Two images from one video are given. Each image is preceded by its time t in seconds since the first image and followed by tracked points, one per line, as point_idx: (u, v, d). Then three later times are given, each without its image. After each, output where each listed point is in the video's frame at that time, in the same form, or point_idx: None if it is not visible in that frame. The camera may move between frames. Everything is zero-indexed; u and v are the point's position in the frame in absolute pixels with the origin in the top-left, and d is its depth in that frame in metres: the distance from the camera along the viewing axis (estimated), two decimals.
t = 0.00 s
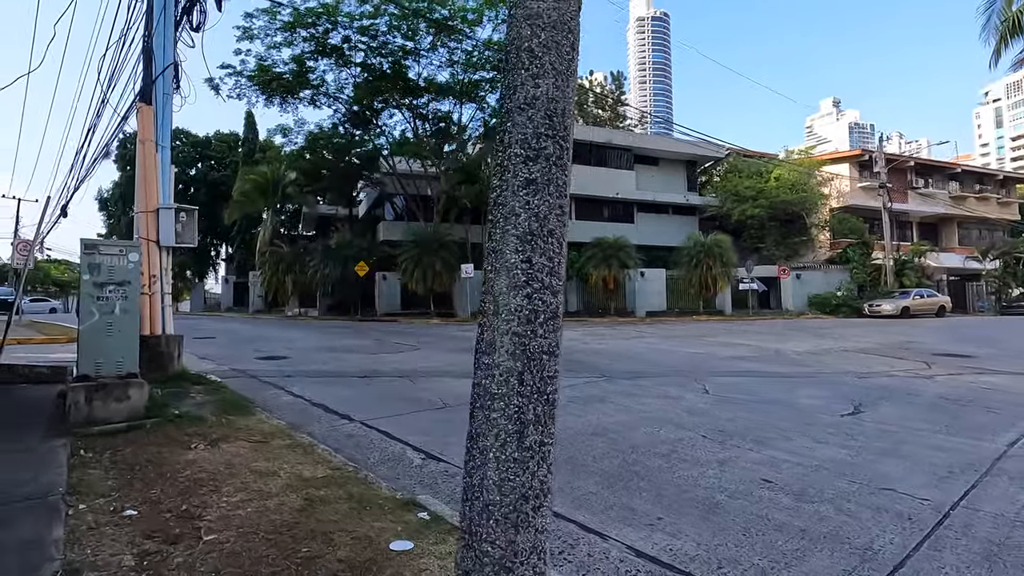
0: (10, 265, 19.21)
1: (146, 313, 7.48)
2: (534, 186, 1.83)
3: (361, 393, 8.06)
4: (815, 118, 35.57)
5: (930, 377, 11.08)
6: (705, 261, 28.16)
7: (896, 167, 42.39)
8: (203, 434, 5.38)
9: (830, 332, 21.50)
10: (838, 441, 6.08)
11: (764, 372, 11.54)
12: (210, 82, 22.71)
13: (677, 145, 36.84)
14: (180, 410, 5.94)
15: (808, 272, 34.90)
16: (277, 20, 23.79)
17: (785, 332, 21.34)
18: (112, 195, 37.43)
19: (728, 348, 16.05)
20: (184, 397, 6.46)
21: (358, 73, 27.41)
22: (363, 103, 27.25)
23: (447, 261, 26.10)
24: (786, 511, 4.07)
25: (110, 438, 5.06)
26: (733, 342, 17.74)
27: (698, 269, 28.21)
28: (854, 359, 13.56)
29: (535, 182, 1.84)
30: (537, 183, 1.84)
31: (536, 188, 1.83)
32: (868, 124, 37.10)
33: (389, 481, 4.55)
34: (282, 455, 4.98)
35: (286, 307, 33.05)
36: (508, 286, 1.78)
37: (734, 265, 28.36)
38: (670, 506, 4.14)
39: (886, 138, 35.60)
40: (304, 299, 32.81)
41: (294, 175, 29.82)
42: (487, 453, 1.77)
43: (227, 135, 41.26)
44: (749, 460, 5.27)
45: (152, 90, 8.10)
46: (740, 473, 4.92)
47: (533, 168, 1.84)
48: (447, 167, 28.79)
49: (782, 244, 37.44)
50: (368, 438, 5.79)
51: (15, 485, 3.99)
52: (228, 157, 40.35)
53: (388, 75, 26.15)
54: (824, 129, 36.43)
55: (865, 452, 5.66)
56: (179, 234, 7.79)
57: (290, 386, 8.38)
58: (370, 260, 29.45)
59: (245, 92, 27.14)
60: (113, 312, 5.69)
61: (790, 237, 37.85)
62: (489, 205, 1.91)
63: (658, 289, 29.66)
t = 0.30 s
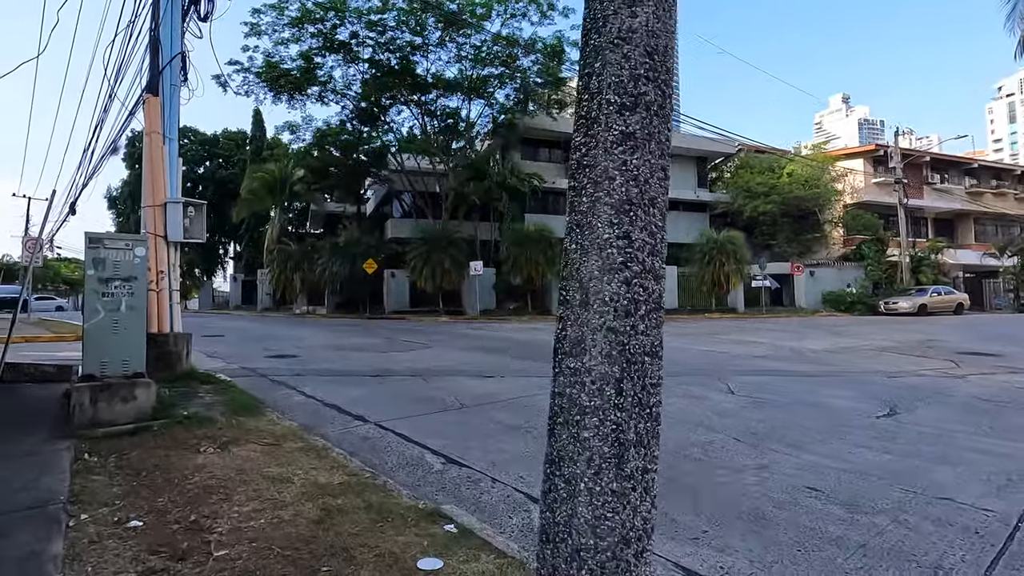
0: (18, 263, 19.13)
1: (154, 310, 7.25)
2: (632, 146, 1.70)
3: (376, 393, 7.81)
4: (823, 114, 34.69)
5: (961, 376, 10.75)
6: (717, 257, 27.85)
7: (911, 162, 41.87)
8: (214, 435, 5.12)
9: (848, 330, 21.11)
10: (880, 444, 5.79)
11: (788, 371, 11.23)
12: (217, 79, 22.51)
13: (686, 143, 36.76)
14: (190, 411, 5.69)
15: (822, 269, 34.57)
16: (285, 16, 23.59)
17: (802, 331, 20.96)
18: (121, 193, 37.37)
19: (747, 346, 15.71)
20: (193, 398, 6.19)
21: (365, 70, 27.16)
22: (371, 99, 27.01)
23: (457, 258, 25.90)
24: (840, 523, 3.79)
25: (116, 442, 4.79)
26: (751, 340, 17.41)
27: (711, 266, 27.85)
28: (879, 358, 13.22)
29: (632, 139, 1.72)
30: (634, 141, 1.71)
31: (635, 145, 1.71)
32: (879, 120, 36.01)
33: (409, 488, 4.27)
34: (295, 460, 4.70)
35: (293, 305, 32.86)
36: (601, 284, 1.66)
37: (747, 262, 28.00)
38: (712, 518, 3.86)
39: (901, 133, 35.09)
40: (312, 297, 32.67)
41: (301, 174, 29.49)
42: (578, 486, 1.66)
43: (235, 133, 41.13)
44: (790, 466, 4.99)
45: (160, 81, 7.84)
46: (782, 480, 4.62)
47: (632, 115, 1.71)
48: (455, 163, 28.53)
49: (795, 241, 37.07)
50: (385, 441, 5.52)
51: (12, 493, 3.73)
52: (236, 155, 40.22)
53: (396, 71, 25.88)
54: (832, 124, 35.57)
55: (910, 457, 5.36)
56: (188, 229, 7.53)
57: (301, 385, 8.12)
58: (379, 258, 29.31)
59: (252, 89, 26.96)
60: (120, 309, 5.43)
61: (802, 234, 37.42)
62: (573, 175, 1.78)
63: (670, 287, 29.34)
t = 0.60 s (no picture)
0: (19, 262, 18.90)
1: (158, 311, 7.00)
2: (807, 128, 1.51)
3: (388, 397, 7.56)
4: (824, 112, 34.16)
5: (985, 378, 10.53)
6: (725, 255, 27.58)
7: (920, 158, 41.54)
8: (222, 446, 4.85)
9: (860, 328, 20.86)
10: (920, 453, 5.56)
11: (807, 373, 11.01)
12: (218, 74, 22.20)
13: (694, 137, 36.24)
14: (195, 419, 5.41)
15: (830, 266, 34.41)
16: (287, 11, 23.28)
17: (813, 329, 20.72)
18: (122, 190, 37.11)
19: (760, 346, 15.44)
20: (197, 404, 5.91)
21: (368, 65, 26.84)
22: (374, 95, 26.61)
23: (461, 256, 25.58)
24: (897, 544, 3.55)
25: (117, 453, 4.52)
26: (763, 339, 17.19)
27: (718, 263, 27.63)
28: (897, 358, 12.99)
29: (804, 116, 1.53)
30: (809, 119, 1.52)
31: (807, 127, 1.51)
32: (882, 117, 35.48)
33: (430, 506, 4.01)
34: (308, 474, 4.42)
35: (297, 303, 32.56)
36: (769, 314, 1.48)
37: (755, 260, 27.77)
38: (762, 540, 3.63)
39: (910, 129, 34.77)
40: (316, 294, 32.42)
41: (304, 171, 29.20)
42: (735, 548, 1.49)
43: (238, 130, 40.89)
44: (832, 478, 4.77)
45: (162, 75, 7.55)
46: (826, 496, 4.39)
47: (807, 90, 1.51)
48: (460, 160, 28.20)
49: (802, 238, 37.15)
50: (400, 450, 5.25)
51: (8, 513, 3.46)
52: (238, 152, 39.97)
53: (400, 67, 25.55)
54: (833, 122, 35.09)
55: (954, 466, 5.14)
56: (192, 228, 7.24)
57: (309, 388, 7.86)
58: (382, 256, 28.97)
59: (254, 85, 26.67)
60: (122, 311, 5.17)
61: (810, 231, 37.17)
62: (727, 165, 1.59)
63: (676, 286, 29.10)
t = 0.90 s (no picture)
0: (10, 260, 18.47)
1: (157, 308, 6.71)
2: None
3: (399, 396, 7.32)
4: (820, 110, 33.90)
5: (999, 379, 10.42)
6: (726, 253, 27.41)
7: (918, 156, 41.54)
8: (230, 450, 4.57)
9: (864, 328, 20.78)
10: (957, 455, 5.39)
11: (819, 373, 10.87)
12: (214, 69, 21.82)
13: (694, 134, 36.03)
14: (199, 421, 5.12)
15: (830, 265, 34.35)
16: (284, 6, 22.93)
17: (817, 328, 20.61)
18: (115, 187, 36.66)
19: (767, 344, 15.26)
20: (199, 405, 5.64)
21: (365, 61, 26.52)
22: (371, 92, 26.28)
23: (461, 254, 25.30)
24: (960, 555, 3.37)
25: (117, 458, 4.24)
26: (768, 337, 17.05)
27: (720, 262, 27.46)
28: (907, 359, 12.88)
29: None
30: None
31: None
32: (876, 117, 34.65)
33: (456, 514, 3.77)
34: (322, 479, 4.16)
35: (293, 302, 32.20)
36: None
37: (757, 258, 27.60)
38: (816, 550, 3.44)
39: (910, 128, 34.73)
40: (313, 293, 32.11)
41: (301, 168, 28.86)
42: None
43: (232, 128, 40.53)
44: (874, 484, 4.58)
45: (161, 63, 7.24)
46: (871, 502, 4.23)
47: None
48: (459, 157, 27.90)
49: (800, 236, 37.16)
50: (417, 452, 5.00)
51: None
52: (233, 149, 39.63)
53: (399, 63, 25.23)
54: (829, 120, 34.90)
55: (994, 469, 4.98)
56: (193, 222, 6.95)
57: (314, 388, 7.59)
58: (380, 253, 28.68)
59: (250, 81, 26.33)
60: (122, 307, 4.89)
61: (808, 229, 37.16)
62: None
63: (677, 284, 28.89)
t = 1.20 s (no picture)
0: None
1: (153, 311, 6.43)
2: None
3: (406, 401, 7.07)
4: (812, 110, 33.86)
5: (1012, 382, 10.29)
6: (725, 251, 27.25)
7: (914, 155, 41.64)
8: (233, 464, 4.29)
9: (866, 327, 20.68)
10: (993, 467, 5.22)
11: (829, 375, 10.71)
12: (207, 65, 21.40)
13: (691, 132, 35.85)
14: (199, 433, 4.83)
15: (828, 264, 34.34)
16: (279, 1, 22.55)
17: (819, 327, 20.49)
18: (105, 185, 36.10)
19: (771, 344, 15.10)
20: (199, 414, 5.35)
21: (361, 58, 26.18)
22: (367, 89, 25.94)
23: (458, 253, 25.04)
24: None
25: (114, 475, 3.96)
26: (771, 337, 16.89)
27: (719, 260, 27.31)
28: (915, 361, 12.76)
29: None
30: None
31: None
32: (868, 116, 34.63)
33: (480, 536, 3.53)
34: (333, 496, 3.90)
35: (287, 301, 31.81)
36: None
37: (756, 257, 27.44)
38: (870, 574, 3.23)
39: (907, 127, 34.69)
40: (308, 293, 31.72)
41: (295, 166, 28.48)
42: None
43: (225, 125, 40.07)
44: (917, 499, 4.40)
45: (157, 54, 6.91)
46: (915, 516, 4.07)
47: None
48: (456, 155, 27.59)
49: (797, 234, 37.09)
50: (431, 465, 4.73)
51: None
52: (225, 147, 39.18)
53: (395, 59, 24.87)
54: (822, 119, 34.93)
55: None
56: (190, 222, 6.63)
57: (316, 392, 7.30)
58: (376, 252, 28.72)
59: (244, 77, 25.93)
60: (118, 313, 4.59)
61: (805, 227, 37.14)
62: None
63: (676, 283, 28.70)
